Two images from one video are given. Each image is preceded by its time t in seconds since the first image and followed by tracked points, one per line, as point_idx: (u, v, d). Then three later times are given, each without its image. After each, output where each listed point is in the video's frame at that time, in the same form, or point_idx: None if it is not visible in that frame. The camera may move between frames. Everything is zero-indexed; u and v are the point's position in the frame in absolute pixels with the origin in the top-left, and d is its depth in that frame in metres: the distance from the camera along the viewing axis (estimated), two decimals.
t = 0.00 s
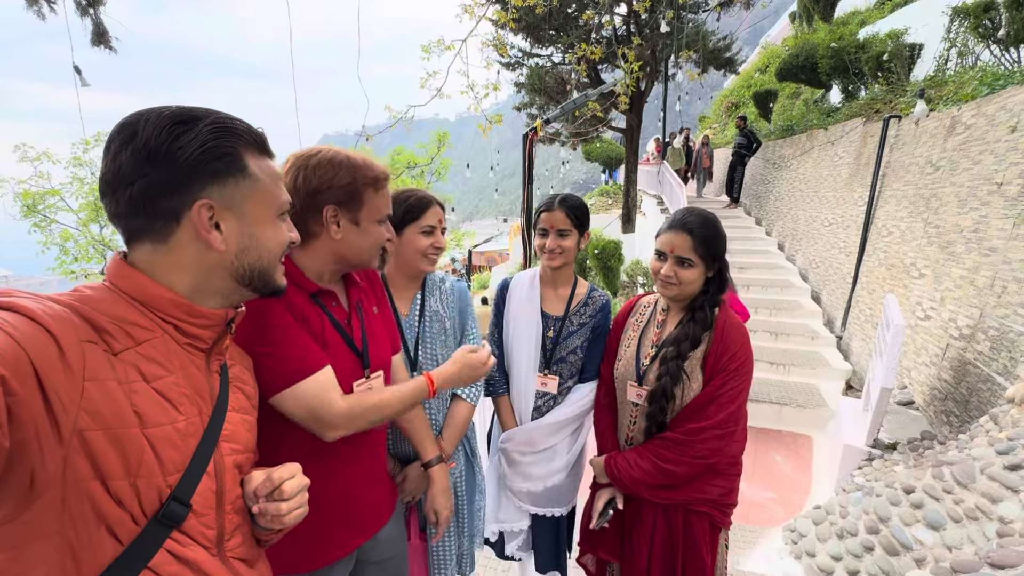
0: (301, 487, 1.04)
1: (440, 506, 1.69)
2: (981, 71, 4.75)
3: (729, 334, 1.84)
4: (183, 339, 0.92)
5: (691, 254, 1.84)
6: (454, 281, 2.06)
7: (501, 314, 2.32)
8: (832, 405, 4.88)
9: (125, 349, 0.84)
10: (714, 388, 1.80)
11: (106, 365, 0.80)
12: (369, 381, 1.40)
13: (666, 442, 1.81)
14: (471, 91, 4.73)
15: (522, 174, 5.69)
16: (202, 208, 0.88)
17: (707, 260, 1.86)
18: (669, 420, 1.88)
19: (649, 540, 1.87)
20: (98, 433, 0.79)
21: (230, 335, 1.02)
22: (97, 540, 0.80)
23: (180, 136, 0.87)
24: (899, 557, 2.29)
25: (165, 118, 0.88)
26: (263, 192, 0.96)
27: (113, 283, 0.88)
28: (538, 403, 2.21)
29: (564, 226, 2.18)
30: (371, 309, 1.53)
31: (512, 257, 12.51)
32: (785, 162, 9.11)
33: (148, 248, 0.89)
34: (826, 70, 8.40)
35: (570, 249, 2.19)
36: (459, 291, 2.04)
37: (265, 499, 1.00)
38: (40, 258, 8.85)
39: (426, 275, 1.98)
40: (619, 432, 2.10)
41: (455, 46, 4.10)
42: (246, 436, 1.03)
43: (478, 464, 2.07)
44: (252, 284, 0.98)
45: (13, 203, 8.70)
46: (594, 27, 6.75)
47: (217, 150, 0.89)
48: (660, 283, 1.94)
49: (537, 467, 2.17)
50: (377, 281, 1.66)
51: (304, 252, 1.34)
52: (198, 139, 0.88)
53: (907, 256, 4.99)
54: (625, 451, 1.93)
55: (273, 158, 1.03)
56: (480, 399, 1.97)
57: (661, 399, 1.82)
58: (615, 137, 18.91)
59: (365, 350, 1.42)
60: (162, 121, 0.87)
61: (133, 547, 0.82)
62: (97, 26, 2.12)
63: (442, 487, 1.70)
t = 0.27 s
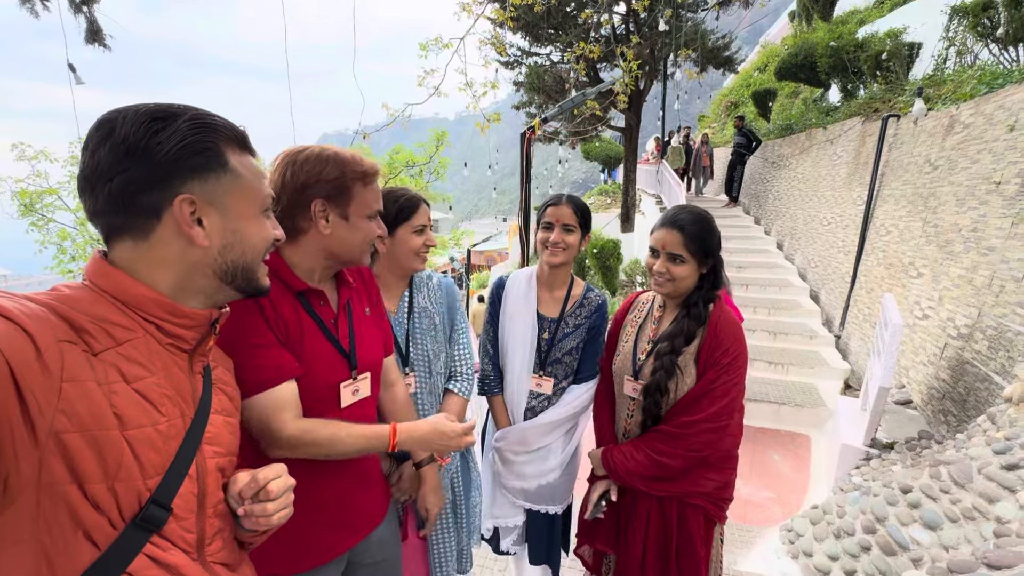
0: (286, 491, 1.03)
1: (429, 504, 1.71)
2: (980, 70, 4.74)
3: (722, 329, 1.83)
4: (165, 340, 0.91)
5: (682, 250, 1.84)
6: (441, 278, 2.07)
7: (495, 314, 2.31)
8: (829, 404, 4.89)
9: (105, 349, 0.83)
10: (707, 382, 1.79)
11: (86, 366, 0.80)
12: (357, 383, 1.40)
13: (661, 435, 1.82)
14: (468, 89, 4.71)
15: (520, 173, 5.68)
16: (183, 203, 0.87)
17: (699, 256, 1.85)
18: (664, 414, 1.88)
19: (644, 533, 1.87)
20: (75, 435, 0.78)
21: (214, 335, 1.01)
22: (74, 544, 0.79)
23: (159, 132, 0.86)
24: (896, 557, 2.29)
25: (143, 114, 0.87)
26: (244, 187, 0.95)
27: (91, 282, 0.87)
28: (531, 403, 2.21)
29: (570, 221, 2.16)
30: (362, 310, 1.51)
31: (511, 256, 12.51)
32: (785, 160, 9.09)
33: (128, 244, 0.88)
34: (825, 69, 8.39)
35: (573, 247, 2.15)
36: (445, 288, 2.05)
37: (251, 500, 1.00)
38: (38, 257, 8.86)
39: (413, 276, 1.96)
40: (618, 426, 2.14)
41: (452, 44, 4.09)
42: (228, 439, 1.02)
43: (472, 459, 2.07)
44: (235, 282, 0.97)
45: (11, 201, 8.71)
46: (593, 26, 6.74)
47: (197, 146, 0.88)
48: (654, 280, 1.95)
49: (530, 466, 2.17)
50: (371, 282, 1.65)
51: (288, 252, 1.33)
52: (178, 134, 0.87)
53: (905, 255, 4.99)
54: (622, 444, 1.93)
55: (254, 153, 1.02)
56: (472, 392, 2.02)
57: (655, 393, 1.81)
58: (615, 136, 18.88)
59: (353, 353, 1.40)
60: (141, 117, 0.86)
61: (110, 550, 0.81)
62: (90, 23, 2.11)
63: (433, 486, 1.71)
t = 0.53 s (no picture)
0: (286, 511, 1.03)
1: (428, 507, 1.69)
2: (979, 69, 4.75)
3: (716, 322, 1.83)
4: (174, 340, 0.93)
5: (672, 244, 1.85)
6: (431, 274, 2.06)
7: (495, 310, 2.29)
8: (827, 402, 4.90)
9: (114, 348, 0.84)
10: (703, 375, 1.80)
11: (93, 364, 0.81)
12: (359, 385, 1.41)
13: (659, 426, 1.83)
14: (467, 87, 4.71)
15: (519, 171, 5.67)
16: (107, 190, 0.85)
17: (691, 250, 1.85)
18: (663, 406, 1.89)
19: (640, 519, 1.88)
20: (78, 434, 0.79)
21: (223, 337, 1.02)
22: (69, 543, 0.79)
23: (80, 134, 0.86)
24: (892, 553, 2.30)
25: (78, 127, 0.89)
26: (167, 154, 0.88)
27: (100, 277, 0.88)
28: (530, 400, 2.23)
29: (574, 225, 2.15)
30: (369, 312, 1.53)
31: (510, 255, 12.52)
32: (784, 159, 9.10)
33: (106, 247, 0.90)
34: (824, 68, 8.39)
35: (576, 250, 2.16)
36: (436, 284, 2.05)
37: (254, 512, 1.01)
38: (39, 256, 8.89)
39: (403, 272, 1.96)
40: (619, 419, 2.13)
41: (451, 42, 4.09)
42: (231, 445, 1.03)
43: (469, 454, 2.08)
44: (194, 248, 0.91)
45: (11, 200, 8.74)
46: (592, 24, 6.73)
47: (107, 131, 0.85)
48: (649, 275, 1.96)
49: (528, 461, 2.18)
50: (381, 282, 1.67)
51: (293, 249, 1.35)
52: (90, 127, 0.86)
53: (903, 254, 5.00)
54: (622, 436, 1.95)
55: (192, 125, 0.96)
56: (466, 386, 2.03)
57: (653, 387, 1.83)
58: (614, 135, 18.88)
59: (356, 354, 1.41)
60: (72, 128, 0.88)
61: (105, 552, 0.81)
62: (88, 22, 2.12)
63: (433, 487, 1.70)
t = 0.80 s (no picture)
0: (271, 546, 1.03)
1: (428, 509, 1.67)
2: (975, 70, 4.76)
3: (722, 322, 1.84)
4: (189, 354, 0.93)
5: (681, 244, 1.86)
6: (426, 273, 2.05)
7: (498, 311, 2.28)
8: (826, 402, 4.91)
9: (129, 358, 0.86)
10: (708, 374, 1.80)
11: (105, 374, 0.82)
12: (363, 384, 1.41)
13: (663, 425, 1.83)
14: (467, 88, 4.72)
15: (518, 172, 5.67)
16: (128, 212, 0.91)
17: (700, 250, 1.86)
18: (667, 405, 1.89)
19: (642, 516, 1.89)
20: (85, 443, 0.79)
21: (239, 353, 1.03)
22: (61, 554, 0.78)
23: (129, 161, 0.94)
24: (891, 552, 2.31)
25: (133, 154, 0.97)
26: (185, 174, 0.92)
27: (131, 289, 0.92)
28: (537, 400, 2.24)
29: (584, 234, 2.14)
30: (383, 313, 1.55)
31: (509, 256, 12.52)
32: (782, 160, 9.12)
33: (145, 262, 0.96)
34: (822, 69, 8.41)
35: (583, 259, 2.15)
36: (430, 283, 2.04)
37: (211, 525, 0.92)
38: (37, 257, 8.89)
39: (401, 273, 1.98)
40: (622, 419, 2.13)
41: (451, 44, 4.10)
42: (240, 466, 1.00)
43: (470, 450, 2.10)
44: (186, 265, 0.91)
45: (10, 201, 8.76)
46: (590, 25, 6.74)
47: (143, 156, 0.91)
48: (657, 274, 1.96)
49: (536, 459, 2.19)
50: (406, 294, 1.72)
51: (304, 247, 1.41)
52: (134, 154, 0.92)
53: (901, 254, 5.01)
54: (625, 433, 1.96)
55: (223, 144, 1.00)
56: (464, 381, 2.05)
57: (658, 385, 1.83)
58: (613, 136, 18.90)
59: (362, 354, 1.42)
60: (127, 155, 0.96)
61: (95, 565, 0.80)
62: (89, 24, 2.12)
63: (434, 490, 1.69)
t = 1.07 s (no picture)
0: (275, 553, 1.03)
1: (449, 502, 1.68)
2: (978, 69, 4.76)
3: (743, 326, 1.83)
4: (210, 356, 0.94)
5: (692, 241, 1.86)
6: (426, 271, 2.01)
7: (506, 309, 2.29)
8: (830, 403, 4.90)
9: (152, 357, 0.87)
10: (727, 380, 1.80)
11: (127, 370, 0.83)
12: (360, 384, 1.42)
13: (681, 431, 1.82)
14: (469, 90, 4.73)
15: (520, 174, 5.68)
16: (172, 217, 0.97)
17: (712, 248, 1.86)
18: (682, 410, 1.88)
19: (660, 523, 1.90)
20: (101, 437, 0.79)
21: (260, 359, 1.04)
22: (67, 548, 0.77)
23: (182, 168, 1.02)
24: (896, 552, 2.29)
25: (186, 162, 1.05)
26: (223, 180, 0.98)
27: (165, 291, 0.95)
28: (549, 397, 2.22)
29: (588, 248, 2.10)
30: (393, 314, 1.55)
31: (512, 257, 12.52)
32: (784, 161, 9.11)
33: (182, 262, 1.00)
34: (824, 70, 8.41)
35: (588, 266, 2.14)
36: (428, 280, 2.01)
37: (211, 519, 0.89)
38: (42, 260, 8.93)
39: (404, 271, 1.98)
40: (633, 422, 2.13)
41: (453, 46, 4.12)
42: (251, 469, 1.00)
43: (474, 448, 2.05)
44: (226, 278, 0.94)
45: (15, 204, 8.80)
46: (592, 27, 6.76)
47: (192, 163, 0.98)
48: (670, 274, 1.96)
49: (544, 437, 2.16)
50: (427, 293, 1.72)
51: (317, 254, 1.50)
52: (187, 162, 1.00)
53: (905, 254, 5.00)
54: (640, 437, 1.95)
55: (263, 153, 1.06)
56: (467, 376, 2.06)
57: (673, 390, 1.83)
58: (615, 138, 18.91)
59: (362, 353, 1.44)
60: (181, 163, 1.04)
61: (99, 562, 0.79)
62: (95, 27, 2.14)
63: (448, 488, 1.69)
